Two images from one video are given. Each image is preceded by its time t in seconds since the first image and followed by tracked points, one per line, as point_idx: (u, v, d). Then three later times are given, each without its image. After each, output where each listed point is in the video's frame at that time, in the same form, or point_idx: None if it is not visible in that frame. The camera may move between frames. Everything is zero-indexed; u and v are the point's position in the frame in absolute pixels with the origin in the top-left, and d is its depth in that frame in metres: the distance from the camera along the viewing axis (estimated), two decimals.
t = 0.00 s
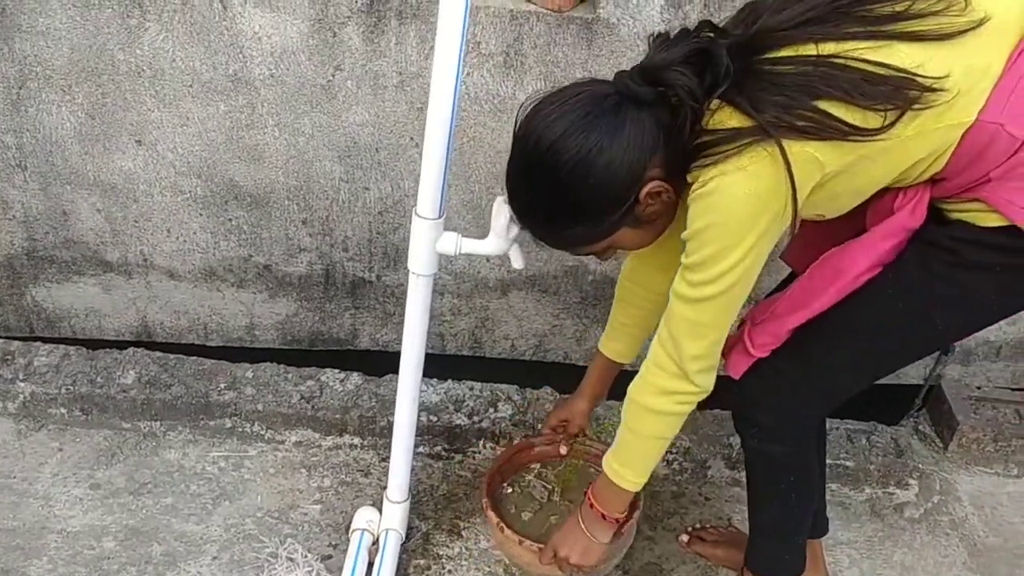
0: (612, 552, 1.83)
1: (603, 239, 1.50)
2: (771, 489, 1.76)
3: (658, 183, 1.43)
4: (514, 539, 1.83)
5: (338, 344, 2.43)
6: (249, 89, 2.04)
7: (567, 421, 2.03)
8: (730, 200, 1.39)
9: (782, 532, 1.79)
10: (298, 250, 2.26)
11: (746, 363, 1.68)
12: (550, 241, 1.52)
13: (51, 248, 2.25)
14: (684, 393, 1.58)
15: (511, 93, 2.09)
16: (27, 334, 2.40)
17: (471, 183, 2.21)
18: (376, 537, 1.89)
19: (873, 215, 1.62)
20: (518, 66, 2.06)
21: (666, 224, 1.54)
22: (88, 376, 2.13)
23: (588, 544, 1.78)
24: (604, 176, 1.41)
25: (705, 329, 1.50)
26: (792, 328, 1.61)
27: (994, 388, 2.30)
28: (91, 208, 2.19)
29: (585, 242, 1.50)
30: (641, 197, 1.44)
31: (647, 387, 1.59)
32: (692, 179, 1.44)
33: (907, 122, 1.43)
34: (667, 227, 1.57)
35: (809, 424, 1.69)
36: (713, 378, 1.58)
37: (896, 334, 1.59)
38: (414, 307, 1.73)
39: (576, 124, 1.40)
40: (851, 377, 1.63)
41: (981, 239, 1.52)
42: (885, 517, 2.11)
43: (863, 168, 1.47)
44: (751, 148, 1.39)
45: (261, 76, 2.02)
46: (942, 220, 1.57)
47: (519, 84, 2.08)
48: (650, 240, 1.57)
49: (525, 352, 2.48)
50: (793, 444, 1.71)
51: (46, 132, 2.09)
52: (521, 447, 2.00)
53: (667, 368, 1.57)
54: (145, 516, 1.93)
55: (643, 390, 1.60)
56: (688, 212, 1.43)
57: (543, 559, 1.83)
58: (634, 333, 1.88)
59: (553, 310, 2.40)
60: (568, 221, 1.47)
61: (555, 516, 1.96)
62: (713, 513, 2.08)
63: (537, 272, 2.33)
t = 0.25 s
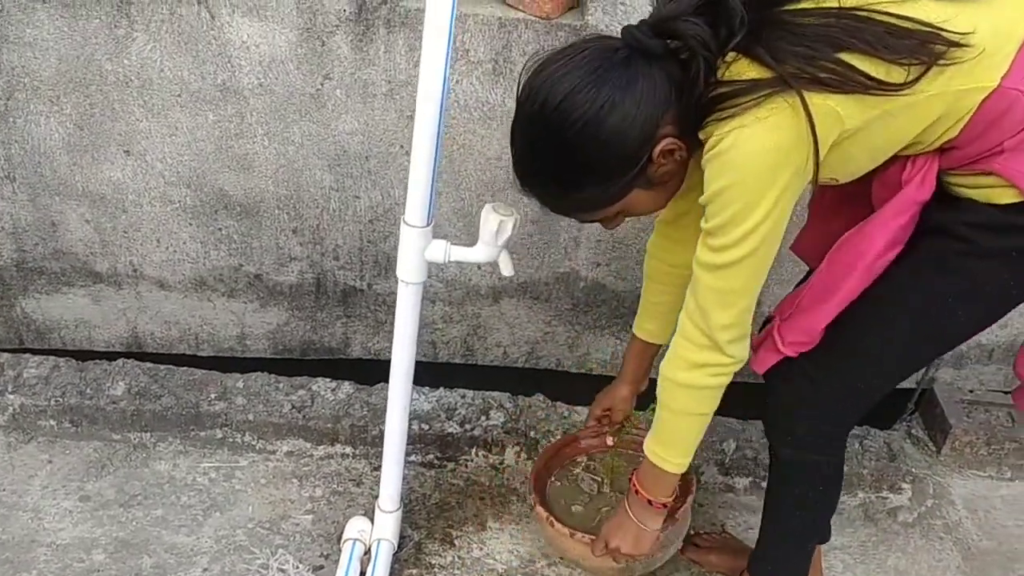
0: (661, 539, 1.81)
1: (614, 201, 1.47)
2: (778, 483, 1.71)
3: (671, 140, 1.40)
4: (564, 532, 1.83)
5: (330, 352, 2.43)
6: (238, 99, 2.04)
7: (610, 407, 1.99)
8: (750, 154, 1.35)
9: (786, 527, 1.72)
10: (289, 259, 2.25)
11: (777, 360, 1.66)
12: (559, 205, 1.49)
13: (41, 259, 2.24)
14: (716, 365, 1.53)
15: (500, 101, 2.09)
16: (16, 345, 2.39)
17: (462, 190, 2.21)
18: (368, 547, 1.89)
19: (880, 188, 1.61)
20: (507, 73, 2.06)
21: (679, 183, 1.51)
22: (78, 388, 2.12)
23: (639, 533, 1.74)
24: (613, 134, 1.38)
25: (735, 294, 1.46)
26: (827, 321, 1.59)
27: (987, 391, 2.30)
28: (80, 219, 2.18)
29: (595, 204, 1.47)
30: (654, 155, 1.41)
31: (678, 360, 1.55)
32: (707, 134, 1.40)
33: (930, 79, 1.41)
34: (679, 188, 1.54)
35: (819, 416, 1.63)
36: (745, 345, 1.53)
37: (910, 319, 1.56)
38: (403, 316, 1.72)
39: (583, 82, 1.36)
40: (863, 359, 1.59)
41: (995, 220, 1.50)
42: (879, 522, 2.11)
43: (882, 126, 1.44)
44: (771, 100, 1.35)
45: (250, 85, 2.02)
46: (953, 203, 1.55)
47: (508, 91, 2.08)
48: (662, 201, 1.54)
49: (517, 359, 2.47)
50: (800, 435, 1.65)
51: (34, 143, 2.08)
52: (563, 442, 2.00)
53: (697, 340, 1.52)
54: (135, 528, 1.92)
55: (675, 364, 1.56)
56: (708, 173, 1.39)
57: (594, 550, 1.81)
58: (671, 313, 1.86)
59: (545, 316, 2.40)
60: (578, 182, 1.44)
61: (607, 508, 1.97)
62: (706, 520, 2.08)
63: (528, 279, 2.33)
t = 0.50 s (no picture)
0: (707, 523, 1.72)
1: (624, 158, 1.39)
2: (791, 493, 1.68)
3: (691, 94, 1.33)
4: (599, 519, 1.74)
5: (323, 365, 2.42)
6: (228, 113, 2.04)
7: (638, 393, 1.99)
8: (779, 116, 1.28)
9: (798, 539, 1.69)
10: (281, 272, 2.25)
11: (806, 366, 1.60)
12: (567, 160, 1.41)
13: (32, 274, 2.24)
14: (752, 338, 1.47)
15: (491, 112, 2.10)
16: (8, 361, 2.38)
17: (454, 202, 2.21)
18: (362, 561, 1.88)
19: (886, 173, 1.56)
20: (497, 85, 2.07)
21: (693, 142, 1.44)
22: (69, 404, 2.12)
23: (677, 517, 1.68)
24: (631, 85, 1.30)
25: (767, 263, 1.40)
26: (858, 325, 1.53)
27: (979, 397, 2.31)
28: (71, 234, 2.18)
29: (605, 160, 1.39)
30: (674, 109, 1.34)
31: (711, 335, 1.48)
32: (730, 94, 1.33)
33: (964, 55, 1.37)
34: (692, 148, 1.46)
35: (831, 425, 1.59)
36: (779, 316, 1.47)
37: (922, 320, 1.51)
38: (395, 331, 1.72)
39: (602, 27, 1.28)
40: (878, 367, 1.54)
41: (1008, 220, 1.45)
42: (874, 530, 2.11)
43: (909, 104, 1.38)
44: (803, 58, 1.28)
45: (240, 99, 2.02)
46: (959, 200, 1.51)
47: (499, 103, 2.09)
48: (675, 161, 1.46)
49: (511, 370, 2.47)
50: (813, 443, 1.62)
51: (24, 159, 2.08)
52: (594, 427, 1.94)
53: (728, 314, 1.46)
54: (128, 545, 1.91)
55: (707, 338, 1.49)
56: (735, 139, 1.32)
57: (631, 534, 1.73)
58: (695, 291, 1.84)
59: (538, 327, 2.40)
60: (587, 136, 1.36)
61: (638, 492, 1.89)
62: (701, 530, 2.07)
63: (521, 289, 2.33)
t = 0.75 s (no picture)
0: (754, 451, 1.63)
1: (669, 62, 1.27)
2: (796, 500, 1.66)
3: None
4: (646, 452, 1.63)
5: (320, 375, 2.40)
6: (222, 122, 2.02)
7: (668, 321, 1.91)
8: (875, 31, 1.13)
9: (806, 547, 1.66)
10: (276, 281, 2.24)
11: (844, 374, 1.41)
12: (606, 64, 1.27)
13: (25, 286, 2.22)
14: (927, 283, 1.26)
15: (487, 119, 2.09)
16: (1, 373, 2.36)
17: (450, 210, 2.20)
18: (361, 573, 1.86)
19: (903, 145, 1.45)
20: (493, 92, 2.06)
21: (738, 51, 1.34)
22: (65, 416, 2.09)
23: (748, 449, 1.53)
24: None
25: (912, 195, 1.21)
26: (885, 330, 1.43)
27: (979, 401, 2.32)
28: (64, 246, 2.16)
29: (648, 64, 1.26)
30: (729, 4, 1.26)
31: (857, 283, 1.28)
32: (804, 13, 1.18)
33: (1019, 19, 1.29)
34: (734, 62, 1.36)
35: (831, 433, 1.57)
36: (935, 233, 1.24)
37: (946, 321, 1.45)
38: (393, 340, 1.71)
39: None
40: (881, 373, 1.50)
41: None
42: (875, 535, 2.10)
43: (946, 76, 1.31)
44: None
45: (234, 108, 2.01)
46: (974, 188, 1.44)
47: (494, 110, 2.08)
48: (716, 74, 1.35)
49: (509, 378, 2.46)
50: (817, 453, 1.60)
51: (17, 170, 2.06)
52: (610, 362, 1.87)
53: (868, 265, 1.26)
54: (124, 558, 1.89)
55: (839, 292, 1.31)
56: (826, 71, 1.17)
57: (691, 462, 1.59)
58: (748, 212, 1.78)
59: (536, 334, 2.39)
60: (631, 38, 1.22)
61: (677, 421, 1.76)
62: (702, 537, 2.06)
63: (519, 296, 2.32)
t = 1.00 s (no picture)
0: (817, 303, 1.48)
1: None
2: (792, 502, 1.66)
3: None
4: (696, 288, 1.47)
5: (321, 377, 2.41)
6: (225, 126, 2.03)
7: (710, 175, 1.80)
8: None
9: (806, 547, 1.64)
10: (278, 284, 2.25)
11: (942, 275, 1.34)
12: None
13: (28, 290, 2.23)
14: None
15: (487, 123, 2.10)
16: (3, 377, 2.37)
17: (452, 212, 2.21)
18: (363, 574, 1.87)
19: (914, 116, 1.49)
20: (493, 95, 2.07)
21: None
22: (67, 420, 2.10)
23: (834, 286, 1.33)
24: None
25: None
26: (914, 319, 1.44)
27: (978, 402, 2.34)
28: (67, 249, 2.17)
29: None
30: None
31: None
32: None
33: None
34: None
35: (832, 430, 1.57)
36: None
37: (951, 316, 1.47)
38: (396, 342, 1.71)
39: None
40: (885, 372, 1.51)
41: None
42: (875, 536, 2.11)
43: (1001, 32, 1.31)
44: None
45: (236, 111, 2.02)
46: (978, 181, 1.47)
47: (495, 113, 2.09)
48: None
49: (509, 380, 2.47)
50: (819, 451, 1.60)
51: (19, 174, 2.07)
52: (640, 213, 1.72)
53: None
54: (127, 560, 1.89)
55: (1008, 177, 1.25)
56: None
57: (756, 300, 1.41)
58: (824, 91, 1.72)
59: (537, 336, 2.40)
60: None
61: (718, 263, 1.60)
62: (702, 538, 2.07)
63: (519, 299, 2.33)
